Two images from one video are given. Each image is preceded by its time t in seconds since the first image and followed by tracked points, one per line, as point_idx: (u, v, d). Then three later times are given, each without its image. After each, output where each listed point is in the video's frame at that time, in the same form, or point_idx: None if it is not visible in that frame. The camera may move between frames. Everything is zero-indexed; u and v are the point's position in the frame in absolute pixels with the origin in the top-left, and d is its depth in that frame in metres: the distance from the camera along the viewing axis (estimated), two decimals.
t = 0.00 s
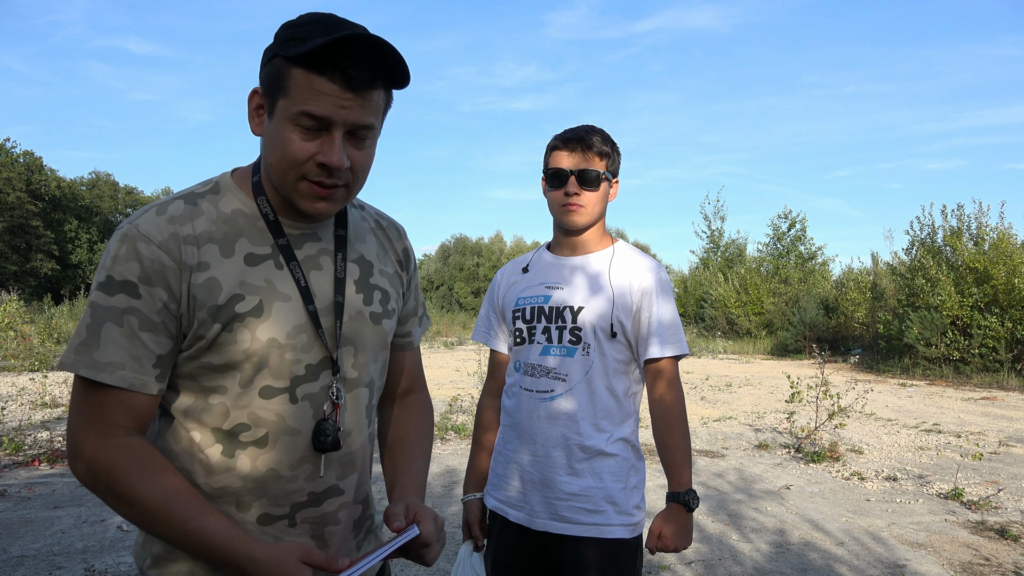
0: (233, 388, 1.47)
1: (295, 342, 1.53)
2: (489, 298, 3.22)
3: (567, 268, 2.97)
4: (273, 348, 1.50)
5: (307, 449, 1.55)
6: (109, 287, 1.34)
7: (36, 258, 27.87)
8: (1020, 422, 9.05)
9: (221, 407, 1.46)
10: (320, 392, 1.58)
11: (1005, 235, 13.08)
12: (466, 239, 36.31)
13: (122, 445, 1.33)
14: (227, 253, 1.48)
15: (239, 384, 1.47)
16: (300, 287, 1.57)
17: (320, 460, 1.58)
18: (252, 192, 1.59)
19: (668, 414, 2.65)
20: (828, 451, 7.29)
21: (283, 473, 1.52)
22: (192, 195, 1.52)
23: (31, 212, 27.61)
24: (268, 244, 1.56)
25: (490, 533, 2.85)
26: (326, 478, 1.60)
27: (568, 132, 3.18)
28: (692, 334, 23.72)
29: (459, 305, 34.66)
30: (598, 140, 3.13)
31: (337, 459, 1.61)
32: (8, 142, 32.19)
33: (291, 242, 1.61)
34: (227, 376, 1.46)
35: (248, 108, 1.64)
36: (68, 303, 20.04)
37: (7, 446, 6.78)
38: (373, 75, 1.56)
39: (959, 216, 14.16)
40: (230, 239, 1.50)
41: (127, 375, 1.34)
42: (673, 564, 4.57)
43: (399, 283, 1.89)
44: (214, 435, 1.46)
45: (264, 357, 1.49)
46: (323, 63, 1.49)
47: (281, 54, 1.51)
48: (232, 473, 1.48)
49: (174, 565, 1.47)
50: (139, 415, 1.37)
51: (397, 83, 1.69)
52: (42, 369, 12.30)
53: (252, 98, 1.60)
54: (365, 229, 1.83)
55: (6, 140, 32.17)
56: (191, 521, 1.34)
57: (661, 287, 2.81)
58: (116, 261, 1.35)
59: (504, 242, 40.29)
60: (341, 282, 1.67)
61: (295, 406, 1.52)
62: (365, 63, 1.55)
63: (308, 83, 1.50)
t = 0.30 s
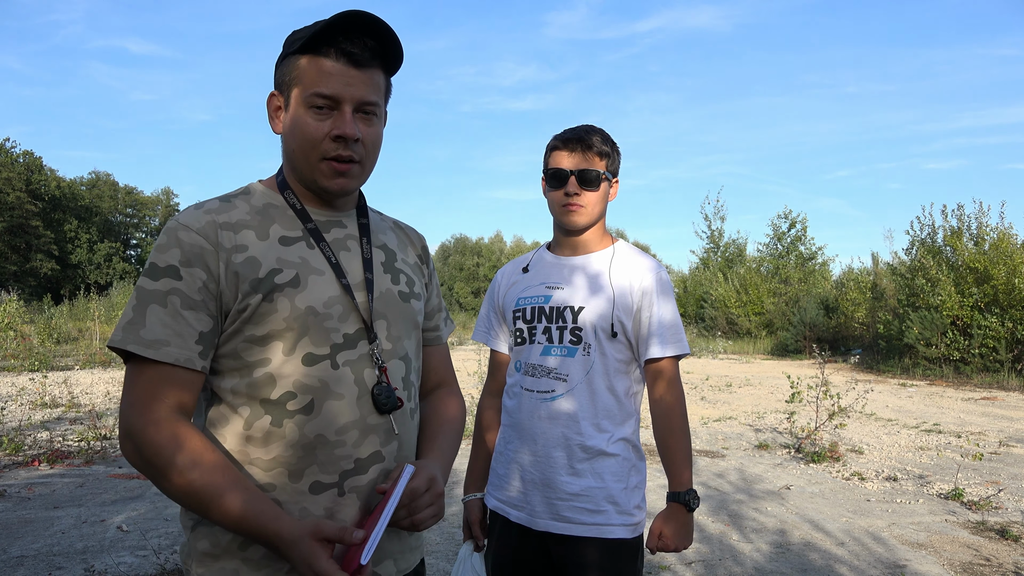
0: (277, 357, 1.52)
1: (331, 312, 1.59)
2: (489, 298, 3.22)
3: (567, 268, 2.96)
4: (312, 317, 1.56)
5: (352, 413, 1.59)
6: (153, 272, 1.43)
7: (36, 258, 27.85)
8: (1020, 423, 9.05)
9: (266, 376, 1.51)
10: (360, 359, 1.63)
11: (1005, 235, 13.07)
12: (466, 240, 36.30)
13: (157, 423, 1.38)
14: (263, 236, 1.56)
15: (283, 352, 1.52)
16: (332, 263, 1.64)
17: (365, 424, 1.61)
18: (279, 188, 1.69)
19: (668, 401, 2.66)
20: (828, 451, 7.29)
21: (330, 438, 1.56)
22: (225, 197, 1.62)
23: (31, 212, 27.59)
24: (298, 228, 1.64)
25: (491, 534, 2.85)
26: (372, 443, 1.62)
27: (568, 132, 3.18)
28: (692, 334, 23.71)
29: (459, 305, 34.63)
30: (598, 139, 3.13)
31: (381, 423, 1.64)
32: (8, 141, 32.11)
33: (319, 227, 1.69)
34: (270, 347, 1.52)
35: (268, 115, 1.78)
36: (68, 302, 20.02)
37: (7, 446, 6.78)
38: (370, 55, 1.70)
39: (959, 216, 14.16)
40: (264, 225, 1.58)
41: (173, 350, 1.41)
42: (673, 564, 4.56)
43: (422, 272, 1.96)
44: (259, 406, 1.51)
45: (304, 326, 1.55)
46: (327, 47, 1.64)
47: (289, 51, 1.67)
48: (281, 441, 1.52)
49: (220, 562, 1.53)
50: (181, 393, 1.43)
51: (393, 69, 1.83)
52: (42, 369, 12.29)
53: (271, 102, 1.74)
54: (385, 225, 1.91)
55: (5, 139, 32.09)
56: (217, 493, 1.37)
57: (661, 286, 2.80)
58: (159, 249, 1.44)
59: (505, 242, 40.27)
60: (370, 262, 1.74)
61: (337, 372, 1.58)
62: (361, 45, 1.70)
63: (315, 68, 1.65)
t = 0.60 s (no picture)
0: (289, 354, 1.54)
1: (344, 311, 1.61)
2: (489, 298, 3.21)
3: (567, 268, 2.96)
4: (325, 315, 1.58)
5: (359, 411, 1.61)
6: (178, 271, 1.47)
7: (36, 259, 27.84)
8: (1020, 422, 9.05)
9: (281, 373, 1.53)
10: (371, 359, 1.64)
11: (1005, 235, 13.07)
12: (466, 239, 36.27)
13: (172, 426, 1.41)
14: (282, 236, 1.59)
15: (296, 348, 1.55)
16: (347, 264, 1.66)
17: (372, 422, 1.62)
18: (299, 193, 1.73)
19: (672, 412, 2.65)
20: (828, 451, 7.29)
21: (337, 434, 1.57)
22: (250, 199, 1.66)
23: (31, 211, 27.57)
24: (316, 230, 1.66)
25: (491, 533, 2.85)
26: (378, 441, 1.63)
27: (568, 132, 3.18)
28: (692, 334, 23.69)
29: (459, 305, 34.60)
30: (597, 140, 3.12)
31: (388, 422, 1.65)
32: (7, 141, 32.05)
33: (337, 230, 1.72)
34: (285, 343, 1.54)
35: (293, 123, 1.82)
36: (68, 302, 20.03)
37: (7, 446, 6.77)
38: (392, 69, 1.72)
39: (959, 216, 14.14)
40: (283, 226, 1.61)
41: (197, 345, 1.45)
42: (673, 564, 4.56)
43: (438, 277, 1.96)
44: (272, 401, 1.53)
45: (316, 324, 1.57)
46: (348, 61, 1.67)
47: (312, 63, 1.70)
48: (290, 434, 1.54)
49: (230, 548, 1.54)
50: (206, 386, 1.46)
51: (415, 84, 1.84)
52: (42, 369, 12.28)
53: (296, 111, 1.78)
54: (403, 231, 1.91)
55: (5, 139, 32.04)
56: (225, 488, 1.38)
57: (661, 286, 2.79)
58: (183, 249, 1.48)
59: (505, 242, 40.26)
60: (384, 265, 1.75)
61: (347, 369, 1.59)
62: (384, 60, 1.72)
63: (337, 81, 1.68)
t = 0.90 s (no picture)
0: (281, 353, 1.55)
1: (340, 312, 1.62)
2: (489, 298, 3.21)
3: (567, 268, 2.96)
4: (320, 315, 1.59)
5: (353, 415, 1.60)
6: (164, 266, 1.48)
7: (36, 259, 27.83)
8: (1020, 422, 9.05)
9: (272, 372, 1.54)
10: (367, 361, 1.64)
11: (1005, 235, 13.07)
12: (466, 239, 36.27)
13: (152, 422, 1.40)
14: (278, 233, 1.61)
15: (289, 348, 1.55)
16: (346, 265, 1.67)
17: (366, 425, 1.61)
18: (304, 187, 1.74)
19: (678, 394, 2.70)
20: (828, 451, 7.29)
21: (329, 437, 1.57)
22: (248, 192, 1.68)
23: (31, 211, 27.58)
24: (316, 228, 1.68)
25: (490, 533, 2.84)
26: (372, 445, 1.62)
27: (568, 132, 3.18)
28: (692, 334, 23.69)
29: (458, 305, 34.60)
30: (598, 140, 3.13)
31: (383, 426, 1.65)
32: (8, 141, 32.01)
33: (338, 228, 1.73)
34: (276, 342, 1.55)
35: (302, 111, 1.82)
36: (68, 302, 20.03)
37: (7, 446, 6.77)
38: (413, 66, 1.75)
39: (959, 216, 14.15)
40: (280, 223, 1.62)
41: (177, 342, 1.46)
42: (673, 564, 4.56)
43: (437, 279, 1.97)
44: (263, 400, 1.54)
45: (311, 323, 1.57)
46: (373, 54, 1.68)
47: (333, 54, 1.71)
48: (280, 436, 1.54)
49: (216, 556, 1.54)
50: (180, 376, 1.49)
51: (434, 81, 1.87)
52: (42, 369, 12.28)
53: (306, 101, 1.77)
54: (404, 231, 1.93)
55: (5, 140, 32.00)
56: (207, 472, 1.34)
57: (662, 285, 2.79)
58: (174, 243, 1.49)
59: (505, 242, 40.27)
60: (384, 265, 1.76)
61: (342, 371, 1.59)
62: (406, 56, 1.74)
63: (359, 74, 1.69)
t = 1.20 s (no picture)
0: (263, 352, 1.48)
1: (325, 310, 1.56)
2: (489, 298, 3.21)
3: (567, 268, 2.97)
4: (305, 314, 1.53)
5: (335, 419, 1.55)
6: (148, 255, 1.38)
7: (36, 259, 27.83)
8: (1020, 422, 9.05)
9: (250, 373, 1.47)
10: (350, 363, 1.59)
11: (1005, 235, 13.08)
12: (466, 239, 36.29)
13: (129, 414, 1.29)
14: (261, 225, 1.54)
15: (271, 348, 1.49)
16: (330, 260, 1.61)
17: (348, 430, 1.57)
18: (284, 178, 1.67)
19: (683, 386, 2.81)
20: (828, 451, 7.29)
21: (310, 443, 1.52)
22: (227, 183, 1.60)
23: (31, 212, 27.61)
24: (298, 221, 1.61)
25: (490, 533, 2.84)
26: (354, 452, 1.58)
27: (567, 132, 3.18)
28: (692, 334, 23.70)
29: (458, 305, 34.63)
30: (597, 140, 3.13)
31: (365, 431, 1.60)
32: (8, 141, 32.01)
33: (320, 223, 1.67)
34: (258, 342, 1.48)
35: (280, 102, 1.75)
36: (68, 302, 20.03)
37: (7, 446, 6.78)
38: (395, 52, 1.71)
39: (959, 216, 14.16)
40: (263, 215, 1.55)
41: (170, 334, 1.36)
42: (673, 564, 4.55)
43: (422, 276, 1.93)
44: (241, 403, 1.47)
45: (295, 322, 1.51)
46: (353, 40, 1.64)
47: (310, 40, 1.66)
48: (259, 441, 1.48)
49: (187, 568, 1.46)
50: (172, 379, 1.36)
51: (416, 69, 1.83)
52: (42, 369, 12.29)
53: (285, 91, 1.73)
54: (387, 227, 1.88)
55: (5, 140, 32.01)
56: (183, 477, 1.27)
57: (663, 285, 2.81)
58: (155, 232, 1.40)
59: (505, 242, 40.29)
60: (368, 262, 1.71)
61: (324, 373, 1.54)
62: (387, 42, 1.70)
63: (339, 60, 1.65)
